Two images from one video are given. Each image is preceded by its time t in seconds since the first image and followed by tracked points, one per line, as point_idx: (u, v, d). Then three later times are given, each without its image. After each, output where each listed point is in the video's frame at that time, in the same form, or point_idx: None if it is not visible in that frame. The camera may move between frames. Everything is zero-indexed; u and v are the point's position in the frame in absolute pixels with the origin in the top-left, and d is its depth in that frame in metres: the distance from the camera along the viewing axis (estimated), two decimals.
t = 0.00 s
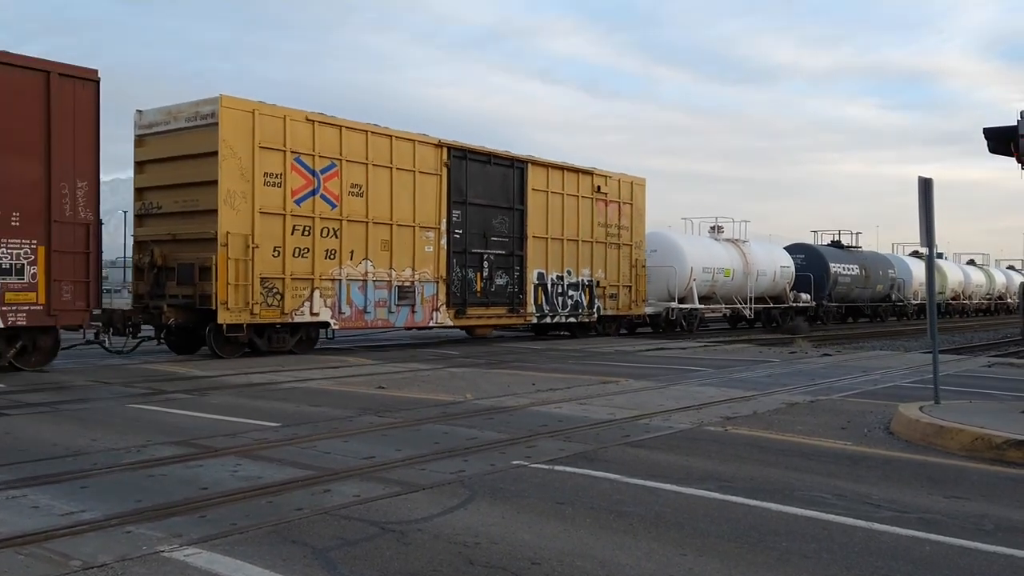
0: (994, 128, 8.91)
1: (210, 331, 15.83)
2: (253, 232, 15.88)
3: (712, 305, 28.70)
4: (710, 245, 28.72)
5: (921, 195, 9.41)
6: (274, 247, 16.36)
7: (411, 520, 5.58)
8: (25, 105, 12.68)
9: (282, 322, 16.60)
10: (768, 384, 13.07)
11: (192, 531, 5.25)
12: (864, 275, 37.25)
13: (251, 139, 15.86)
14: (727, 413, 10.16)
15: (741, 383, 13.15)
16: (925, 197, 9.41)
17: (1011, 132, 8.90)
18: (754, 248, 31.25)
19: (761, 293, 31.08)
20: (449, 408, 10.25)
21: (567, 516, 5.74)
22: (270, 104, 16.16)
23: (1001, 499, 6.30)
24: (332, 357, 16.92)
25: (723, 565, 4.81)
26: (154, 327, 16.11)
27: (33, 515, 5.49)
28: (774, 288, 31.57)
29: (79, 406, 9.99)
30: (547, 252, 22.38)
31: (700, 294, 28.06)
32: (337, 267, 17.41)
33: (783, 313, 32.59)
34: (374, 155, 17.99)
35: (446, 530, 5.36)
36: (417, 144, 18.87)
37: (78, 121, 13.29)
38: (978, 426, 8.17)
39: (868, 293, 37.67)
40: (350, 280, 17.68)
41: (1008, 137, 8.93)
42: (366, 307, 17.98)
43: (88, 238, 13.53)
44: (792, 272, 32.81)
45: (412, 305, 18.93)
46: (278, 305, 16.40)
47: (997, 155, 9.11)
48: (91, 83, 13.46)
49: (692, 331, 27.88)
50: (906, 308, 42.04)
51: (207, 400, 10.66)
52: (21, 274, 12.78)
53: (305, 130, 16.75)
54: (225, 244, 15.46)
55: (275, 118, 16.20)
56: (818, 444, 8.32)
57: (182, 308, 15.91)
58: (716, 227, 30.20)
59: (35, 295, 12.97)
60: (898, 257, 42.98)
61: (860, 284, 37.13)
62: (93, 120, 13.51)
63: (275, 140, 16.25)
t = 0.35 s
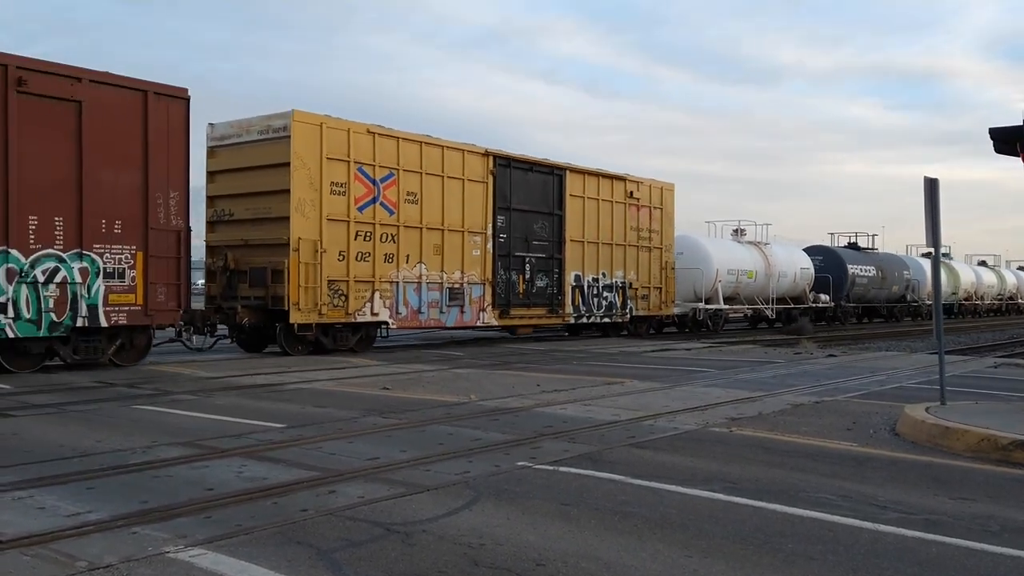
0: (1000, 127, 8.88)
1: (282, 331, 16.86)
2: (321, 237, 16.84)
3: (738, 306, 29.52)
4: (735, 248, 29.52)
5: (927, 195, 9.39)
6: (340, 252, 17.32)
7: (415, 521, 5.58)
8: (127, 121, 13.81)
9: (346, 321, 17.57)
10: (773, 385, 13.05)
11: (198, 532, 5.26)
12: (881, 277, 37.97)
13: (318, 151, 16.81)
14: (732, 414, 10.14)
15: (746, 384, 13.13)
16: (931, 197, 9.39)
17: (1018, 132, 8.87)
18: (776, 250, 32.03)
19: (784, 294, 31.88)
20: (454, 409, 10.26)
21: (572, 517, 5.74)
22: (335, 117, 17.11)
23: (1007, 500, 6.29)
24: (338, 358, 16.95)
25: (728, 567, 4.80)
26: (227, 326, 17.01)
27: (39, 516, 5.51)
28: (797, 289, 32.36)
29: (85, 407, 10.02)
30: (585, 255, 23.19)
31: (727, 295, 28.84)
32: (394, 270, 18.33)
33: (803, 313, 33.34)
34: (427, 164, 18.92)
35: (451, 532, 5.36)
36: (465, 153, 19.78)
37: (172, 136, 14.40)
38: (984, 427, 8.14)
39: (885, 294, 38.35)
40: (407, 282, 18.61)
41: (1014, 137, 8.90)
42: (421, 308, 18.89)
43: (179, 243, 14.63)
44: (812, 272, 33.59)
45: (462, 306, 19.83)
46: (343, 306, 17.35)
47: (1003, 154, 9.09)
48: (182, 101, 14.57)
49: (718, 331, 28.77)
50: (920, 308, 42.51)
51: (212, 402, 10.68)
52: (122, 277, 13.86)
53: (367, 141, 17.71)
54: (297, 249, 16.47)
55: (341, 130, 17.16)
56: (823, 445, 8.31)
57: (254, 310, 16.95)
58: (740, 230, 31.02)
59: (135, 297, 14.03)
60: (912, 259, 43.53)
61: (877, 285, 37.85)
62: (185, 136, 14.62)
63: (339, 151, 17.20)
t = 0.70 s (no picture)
0: (1007, 130, 8.85)
1: (350, 333, 18.08)
2: (387, 245, 18.03)
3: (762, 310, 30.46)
4: (758, 252, 30.49)
5: (934, 198, 9.37)
6: (403, 259, 18.53)
7: (421, 525, 5.57)
8: (221, 140, 15.36)
9: (409, 323, 18.81)
10: (780, 389, 13.02)
11: (203, 537, 5.26)
12: (898, 280, 38.63)
13: (385, 165, 17.97)
14: (738, 418, 10.12)
15: (752, 388, 13.11)
16: (937, 200, 9.36)
17: None
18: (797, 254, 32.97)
19: (805, 297, 32.80)
20: (460, 413, 10.27)
21: (578, 522, 5.73)
22: (400, 133, 18.28)
23: (1015, 504, 6.26)
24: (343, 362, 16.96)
25: (734, 571, 4.79)
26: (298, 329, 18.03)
27: (45, 521, 5.52)
28: (817, 292, 33.25)
29: (91, 411, 10.05)
30: (623, 261, 24.17)
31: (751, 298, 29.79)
32: (451, 276, 19.51)
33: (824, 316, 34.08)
34: (480, 176, 20.04)
35: (456, 536, 5.35)
36: (513, 164, 20.84)
37: (258, 154, 15.92)
38: (991, 430, 8.11)
39: (902, 297, 38.95)
40: (462, 287, 19.82)
41: (1021, 139, 8.87)
42: (474, 311, 20.10)
43: (265, 251, 16.11)
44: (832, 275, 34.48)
45: (511, 309, 20.98)
46: (406, 309, 18.58)
47: (1010, 157, 9.06)
48: (266, 121, 16.09)
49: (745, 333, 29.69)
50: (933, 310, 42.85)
51: (219, 406, 10.70)
52: (217, 283, 15.32)
53: (427, 155, 18.87)
54: (367, 256, 17.68)
55: (405, 145, 18.31)
56: (829, 449, 8.28)
57: (323, 313, 18.11)
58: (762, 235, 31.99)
59: (226, 300, 15.46)
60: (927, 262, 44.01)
61: (894, 288, 38.52)
62: (269, 153, 16.13)
63: (403, 165, 18.37)
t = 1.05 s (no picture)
0: (1008, 133, 8.86)
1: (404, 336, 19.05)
2: (436, 253, 18.93)
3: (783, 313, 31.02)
4: (777, 258, 31.07)
5: (935, 201, 9.36)
6: (451, 267, 19.43)
7: (422, 530, 5.57)
8: (293, 156, 16.21)
9: (456, 327, 19.71)
10: (782, 393, 12.99)
11: (205, 542, 5.25)
12: (911, 284, 38.96)
13: (434, 178, 18.94)
14: (740, 422, 10.10)
15: (753, 392, 13.10)
16: (939, 203, 9.36)
17: None
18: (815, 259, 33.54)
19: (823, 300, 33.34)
20: (462, 418, 10.26)
21: (579, 526, 5.72)
22: (448, 147, 19.23)
23: (1018, 508, 6.25)
24: (345, 367, 16.96)
25: None
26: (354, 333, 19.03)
27: (47, 527, 5.51)
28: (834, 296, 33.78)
29: (93, 417, 10.05)
30: (653, 267, 24.96)
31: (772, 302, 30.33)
32: (494, 282, 20.36)
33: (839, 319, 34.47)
34: (520, 187, 20.91)
35: (458, 541, 5.35)
36: (550, 176, 21.67)
37: (324, 169, 16.74)
38: (993, 434, 8.10)
39: (915, 301, 39.22)
40: (505, 292, 20.67)
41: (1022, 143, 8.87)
42: (515, 315, 20.92)
43: (329, 260, 16.92)
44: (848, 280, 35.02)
45: (550, 314, 21.81)
46: (454, 313, 19.48)
47: (1011, 160, 9.05)
48: (330, 137, 16.88)
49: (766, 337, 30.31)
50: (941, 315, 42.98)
51: (221, 411, 10.71)
52: (287, 289, 16.16)
53: (472, 168, 19.78)
54: (419, 263, 18.60)
55: (452, 159, 19.25)
56: (831, 453, 8.26)
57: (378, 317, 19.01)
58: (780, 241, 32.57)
59: (296, 306, 16.32)
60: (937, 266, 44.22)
61: (908, 293, 38.82)
62: (333, 167, 16.94)
63: (451, 177, 19.31)
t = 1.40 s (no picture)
0: (1011, 134, 8.85)
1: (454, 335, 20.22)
2: (486, 258, 20.07)
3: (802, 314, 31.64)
4: (796, 260, 31.66)
5: (938, 203, 9.35)
6: (499, 271, 20.52)
7: (425, 532, 5.57)
8: (359, 168, 17.41)
9: (503, 327, 20.81)
10: (784, 394, 12.98)
11: (208, 544, 5.26)
12: (924, 286, 39.26)
13: (483, 188, 20.03)
14: (742, 423, 10.09)
15: (755, 393, 13.09)
16: (941, 204, 9.35)
17: None
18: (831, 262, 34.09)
19: (840, 301, 33.91)
20: (464, 420, 10.26)
21: (583, 528, 5.72)
22: (495, 158, 20.32)
23: (1021, 509, 6.24)
24: (348, 369, 16.97)
25: None
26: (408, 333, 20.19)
27: (50, 528, 5.52)
28: (851, 297, 34.33)
29: (96, 419, 10.06)
30: (683, 270, 25.92)
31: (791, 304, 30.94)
32: (537, 285, 21.45)
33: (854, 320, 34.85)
34: (560, 195, 21.95)
35: (460, 543, 5.35)
36: (588, 184, 22.67)
37: (387, 180, 17.95)
38: (996, 435, 8.09)
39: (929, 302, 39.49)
40: (547, 295, 21.73)
41: None
42: (557, 316, 21.95)
43: (391, 265, 18.12)
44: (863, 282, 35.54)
45: (588, 316, 22.82)
46: (501, 314, 20.59)
47: (1014, 161, 9.05)
48: (392, 150, 18.08)
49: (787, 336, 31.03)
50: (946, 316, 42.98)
51: (223, 413, 10.72)
52: (355, 292, 17.38)
53: (518, 177, 20.86)
54: (471, 267, 19.73)
55: (500, 169, 20.34)
56: (835, 454, 8.25)
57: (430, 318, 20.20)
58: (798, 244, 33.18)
59: (363, 308, 17.54)
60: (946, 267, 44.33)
61: (921, 294, 39.10)
62: (395, 179, 18.14)
63: (498, 186, 20.40)
